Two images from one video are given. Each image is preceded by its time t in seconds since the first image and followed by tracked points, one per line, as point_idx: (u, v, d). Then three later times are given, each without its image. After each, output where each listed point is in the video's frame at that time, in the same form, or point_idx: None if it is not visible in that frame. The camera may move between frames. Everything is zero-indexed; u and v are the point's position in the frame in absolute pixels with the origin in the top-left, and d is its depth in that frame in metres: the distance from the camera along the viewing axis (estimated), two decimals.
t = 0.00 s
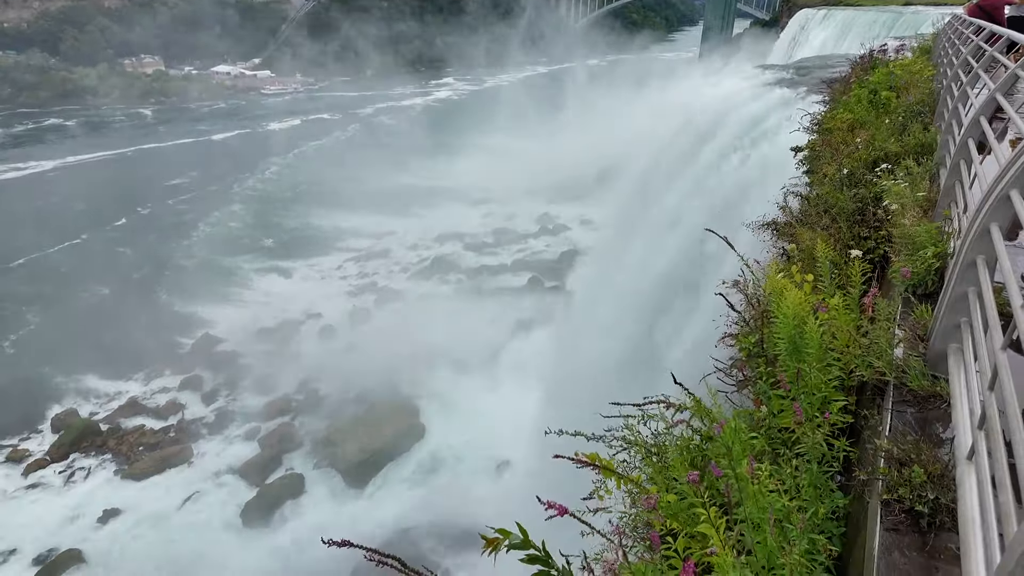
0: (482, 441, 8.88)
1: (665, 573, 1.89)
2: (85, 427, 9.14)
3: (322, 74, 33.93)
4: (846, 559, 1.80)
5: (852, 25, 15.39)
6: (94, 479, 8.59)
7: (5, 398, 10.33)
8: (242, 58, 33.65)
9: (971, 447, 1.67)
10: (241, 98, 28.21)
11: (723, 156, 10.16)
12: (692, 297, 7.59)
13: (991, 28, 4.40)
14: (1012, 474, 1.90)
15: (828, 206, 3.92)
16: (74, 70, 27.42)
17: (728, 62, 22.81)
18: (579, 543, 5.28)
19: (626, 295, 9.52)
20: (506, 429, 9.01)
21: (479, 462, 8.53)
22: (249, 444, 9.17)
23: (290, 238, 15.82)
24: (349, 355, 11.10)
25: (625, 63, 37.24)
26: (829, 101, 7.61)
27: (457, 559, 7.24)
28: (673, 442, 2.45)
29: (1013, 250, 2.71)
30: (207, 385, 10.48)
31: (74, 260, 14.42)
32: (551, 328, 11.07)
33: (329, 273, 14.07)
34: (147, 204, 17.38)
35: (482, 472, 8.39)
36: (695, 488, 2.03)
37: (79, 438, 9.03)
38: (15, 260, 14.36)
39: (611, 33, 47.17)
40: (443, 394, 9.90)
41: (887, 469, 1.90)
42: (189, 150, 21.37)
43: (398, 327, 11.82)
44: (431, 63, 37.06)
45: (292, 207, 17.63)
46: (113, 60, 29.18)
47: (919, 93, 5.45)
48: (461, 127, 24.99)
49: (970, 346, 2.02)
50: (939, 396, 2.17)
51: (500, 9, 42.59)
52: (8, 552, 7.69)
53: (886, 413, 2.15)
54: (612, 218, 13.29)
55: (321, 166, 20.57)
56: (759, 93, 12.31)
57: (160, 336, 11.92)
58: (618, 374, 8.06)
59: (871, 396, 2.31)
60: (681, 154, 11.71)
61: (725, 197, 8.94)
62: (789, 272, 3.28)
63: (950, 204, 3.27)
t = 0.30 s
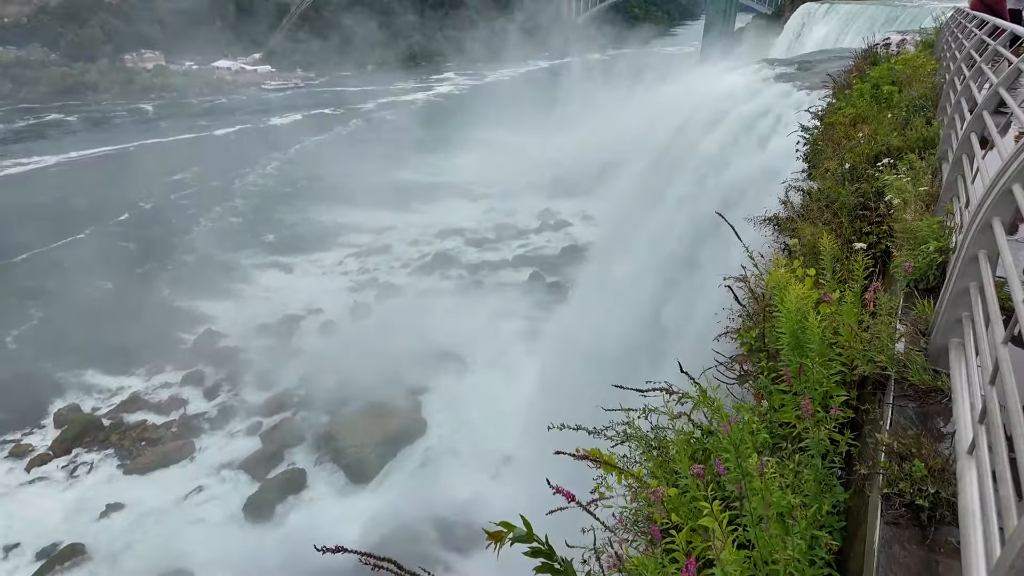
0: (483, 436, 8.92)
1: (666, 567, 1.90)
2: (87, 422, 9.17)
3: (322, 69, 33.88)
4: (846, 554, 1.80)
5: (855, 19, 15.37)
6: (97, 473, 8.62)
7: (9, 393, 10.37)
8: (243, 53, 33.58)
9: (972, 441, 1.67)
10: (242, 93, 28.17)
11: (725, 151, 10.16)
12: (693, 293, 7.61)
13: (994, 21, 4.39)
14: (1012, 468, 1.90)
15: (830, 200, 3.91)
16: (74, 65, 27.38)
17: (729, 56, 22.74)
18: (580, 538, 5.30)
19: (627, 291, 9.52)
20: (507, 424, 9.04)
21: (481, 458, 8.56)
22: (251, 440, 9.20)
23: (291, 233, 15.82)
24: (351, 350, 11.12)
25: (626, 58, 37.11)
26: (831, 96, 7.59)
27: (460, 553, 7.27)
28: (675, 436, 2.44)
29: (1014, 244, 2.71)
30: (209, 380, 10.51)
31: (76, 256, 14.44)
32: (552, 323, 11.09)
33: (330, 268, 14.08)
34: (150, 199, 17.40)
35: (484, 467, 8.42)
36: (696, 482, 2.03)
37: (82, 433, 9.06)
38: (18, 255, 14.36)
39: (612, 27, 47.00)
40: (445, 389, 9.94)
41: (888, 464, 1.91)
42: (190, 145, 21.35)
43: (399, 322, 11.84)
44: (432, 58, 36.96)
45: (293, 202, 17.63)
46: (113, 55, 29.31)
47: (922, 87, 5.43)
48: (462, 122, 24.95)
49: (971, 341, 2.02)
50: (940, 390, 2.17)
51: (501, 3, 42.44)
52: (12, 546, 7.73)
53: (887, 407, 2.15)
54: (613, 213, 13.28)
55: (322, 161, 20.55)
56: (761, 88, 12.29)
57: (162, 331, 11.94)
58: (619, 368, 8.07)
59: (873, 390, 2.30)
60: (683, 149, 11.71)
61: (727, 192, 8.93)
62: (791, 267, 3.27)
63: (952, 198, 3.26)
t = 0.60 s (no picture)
0: (484, 431, 8.95)
1: (668, 562, 1.91)
2: (89, 418, 9.20)
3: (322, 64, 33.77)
4: (847, 549, 1.81)
5: (858, 14, 15.33)
6: (98, 469, 8.64)
7: (11, 389, 10.40)
8: (243, 48, 33.51)
9: (974, 435, 1.66)
10: (242, 89, 28.11)
11: (727, 147, 10.15)
12: (694, 289, 7.62)
13: (998, 15, 4.36)
14: (1013, 464, 1.90)
15: (832, 195, 3.90)
16: (74, 61, 27.35)
17: (731, 51, 22.66)
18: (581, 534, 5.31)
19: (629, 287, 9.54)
20: (508, 419, 9.07)
21: (482, 453, 8.58)
22: (252, 435, 9.22)
23: (292, 229, 15.81)
24: (352, 346, 11.14)
25: (627, 52, 36.96)
26: (834, 91, 7.57)
27: (461, 548, 7.30)
28: (676, 431, 2.44)
29: (1018, 239, 2.70)
30: (210, 376, 10.53)
31: (77, 251, 14.43)
32: (552, 318, 11.12)
33: (331, 264, 14.08)
34: (151, 194, 17.40)
35: (485, 462, 8.46)
36: (698, 476, 2.03)
37: (83, 429, 9.08)
38: (21, 250, 14.37)
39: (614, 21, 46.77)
40: (446, 384, 9.99)
41: (889, 459, 1.90)
42: (190, 140, 21.33)
43: (400, 318, 11.86)
44: (433, 52, 36.85)
45: (294, 198, 17.61)
46: (113, 50, 29.27)
47: (925, 81, 5.41)
48: (463, 117, 24.88)
49: (974, 335, 2.01)
50: (942, 385, 2.17)
51: None
52: (14, 542, 7.75)
53: (888, 402, 2.15)
54: (614, 209, 13.27)
55: (323, 157, 20.51)
56: (763, 83, 12.26)
57: (162, 327, 11.95)
58: (620, 363, 8.08)
59: (875, 385, 2.29)
60: (684, 144, 11.71)
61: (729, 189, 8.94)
62: (793, 261, 3.26)
63: (955, 193, 3.24)
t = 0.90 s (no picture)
0: (486, 427, 8.97)
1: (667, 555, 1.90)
2: (90, 414, 9.22)
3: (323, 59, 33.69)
4: (848, 543, 1.81)
5: (861, 9, 15.28)
6: (99, 465, 8.67)
7: (13, 385, 10.43)
8: (244, 44, 33.46)
9: (974, 431, 1.66)
10: (242, 85, 28.08)
11: (728, 144, 10.14)
12: (696, 285, 7.62)
13: (1001, 9, 4.34)
14: (1015, 459, 1.90)
15: (834, 190, 3.89)
16: (74, 57, 27.34)
17: (734, 46, 22.57)
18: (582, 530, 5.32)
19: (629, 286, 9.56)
20: (509, 415, 9.09)
21: (483, 449, 8.59)
22: (253, 432, 9.24)
23: (292, 225, 15.80)
24: (354, 342, 11.14)
25: (629, 47, 36.81)
26: (836, 87, 7.55)
27: (462, 543, 7.31)
28: (677, 426, 2.43)
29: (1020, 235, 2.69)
30: (211, 372, 10.55)
31: (79, 247, 14.45)
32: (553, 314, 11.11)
33: (332, 261, 14.07)
34: (153, 190, 17.40)
35: (486, 458, 8.47)
36: (699, 471, 2.02)
37: (84, 425, 9.10)
38: (23, 246, 14.40)
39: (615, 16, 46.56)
40: (447, 380, 10.01)
41: (889, 454, 1.90)
42: (191, 136, 21.31)
43: (401, 315, 11.85)
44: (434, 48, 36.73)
45: (294, 194, 17.60)
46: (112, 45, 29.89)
47: (928, 76, 5.39)
48: (464, 112, 24.80)
49: (975, 330, 2.01)
50: (943, 381, 2.17)
51: None
52: (16, 538, 7.78)
53: (889, 397, 2.14)
54: (615, 205, 13.24)
55: (324, 153, 20.48)
56: (765, 78, 12.22)
57: (163, 323, 11.97)
58: (621, 360, 8.09)
59: (875, 380, 2.28)
60: (686, 140, 11.69)
61: (731, 186, 8.93)
62: (793, 258, 3.26)
63: (957, 188, 3.23)
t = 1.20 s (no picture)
0: (487, 423, 9.00)
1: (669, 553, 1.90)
2: (93, 411, 9.26)
3: (324, 56, 33.66)
4: (847, 540, 1.82)
5: (862, 6, 15.26)
6: (102, 462, 8.71)
7: (16, 382, 10.46)
8: (245, 41, 33.44)
9: (973, 429, 1.66)
10: (244, 82, 28.08)
11: (730, 141, 10.14)
12: (697, 282, 7.61)
13: (1003, 7, 4.33)
14: (1013, 457, 1.90)
15: (835, 188, 3.89)
16: (76, 55, 27.37)
17: (736, 43, 22.50)
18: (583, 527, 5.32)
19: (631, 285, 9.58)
20: (511, 410, 9.12)
21: (485, 446, 8.61)
22: (255, 429, 9.26)
23: (293, 222, 15.81)
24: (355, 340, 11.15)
25: (631, 44, 36.72)
26: (837, 83, 7.54)
27: (464, 541, 7.33)
28: (678, 424, 2.43)
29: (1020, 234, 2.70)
30: (213, 369, 10.58)
31: (81, 244, 14.49)
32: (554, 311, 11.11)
33: (333, 258, 14.08)
34: (155, 187, 17.44)
35: (487, 454, 8.48)
36: (699, 468, 2.02)
37: (87, 422, 9.13)
38: (28, 243, 14.45)
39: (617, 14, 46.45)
40: (448, 377, 10.02)
41: (888, 452, 1.90)
42: (193, 133, 21.31)
43: (403, 312, 11.86)
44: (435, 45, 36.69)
45: (296, 191, 17.60)
46: (114, 42, 30.28)
47: (929, 74, 5.37)
48: (465, 109, 24.80)
49: (975, 329, 2.01)
50: (943, 378, 2.17)
51: None
52: (19, 534, 7.82)
53: (888, 396, 2.14)
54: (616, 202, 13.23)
55: (325, 150, 20.48)
56: (767, 76, 12.19)
57: (165, 320, 12.00)
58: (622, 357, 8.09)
59: (875, 378, 2.29)
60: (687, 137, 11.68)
61: (732, 183, 8.93)
62: (794, 256, 3.26)
63: (957, 186, 3.23)
